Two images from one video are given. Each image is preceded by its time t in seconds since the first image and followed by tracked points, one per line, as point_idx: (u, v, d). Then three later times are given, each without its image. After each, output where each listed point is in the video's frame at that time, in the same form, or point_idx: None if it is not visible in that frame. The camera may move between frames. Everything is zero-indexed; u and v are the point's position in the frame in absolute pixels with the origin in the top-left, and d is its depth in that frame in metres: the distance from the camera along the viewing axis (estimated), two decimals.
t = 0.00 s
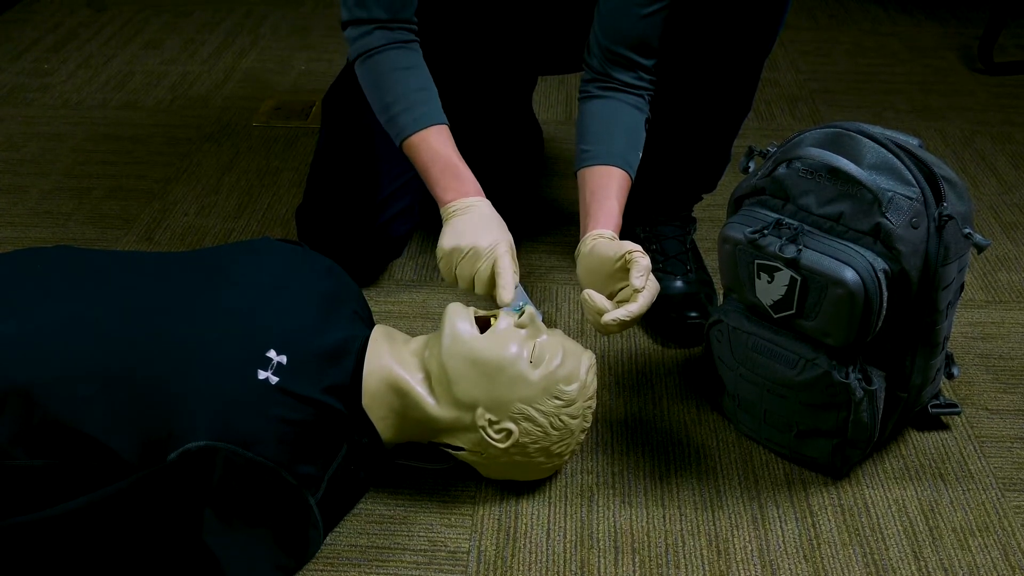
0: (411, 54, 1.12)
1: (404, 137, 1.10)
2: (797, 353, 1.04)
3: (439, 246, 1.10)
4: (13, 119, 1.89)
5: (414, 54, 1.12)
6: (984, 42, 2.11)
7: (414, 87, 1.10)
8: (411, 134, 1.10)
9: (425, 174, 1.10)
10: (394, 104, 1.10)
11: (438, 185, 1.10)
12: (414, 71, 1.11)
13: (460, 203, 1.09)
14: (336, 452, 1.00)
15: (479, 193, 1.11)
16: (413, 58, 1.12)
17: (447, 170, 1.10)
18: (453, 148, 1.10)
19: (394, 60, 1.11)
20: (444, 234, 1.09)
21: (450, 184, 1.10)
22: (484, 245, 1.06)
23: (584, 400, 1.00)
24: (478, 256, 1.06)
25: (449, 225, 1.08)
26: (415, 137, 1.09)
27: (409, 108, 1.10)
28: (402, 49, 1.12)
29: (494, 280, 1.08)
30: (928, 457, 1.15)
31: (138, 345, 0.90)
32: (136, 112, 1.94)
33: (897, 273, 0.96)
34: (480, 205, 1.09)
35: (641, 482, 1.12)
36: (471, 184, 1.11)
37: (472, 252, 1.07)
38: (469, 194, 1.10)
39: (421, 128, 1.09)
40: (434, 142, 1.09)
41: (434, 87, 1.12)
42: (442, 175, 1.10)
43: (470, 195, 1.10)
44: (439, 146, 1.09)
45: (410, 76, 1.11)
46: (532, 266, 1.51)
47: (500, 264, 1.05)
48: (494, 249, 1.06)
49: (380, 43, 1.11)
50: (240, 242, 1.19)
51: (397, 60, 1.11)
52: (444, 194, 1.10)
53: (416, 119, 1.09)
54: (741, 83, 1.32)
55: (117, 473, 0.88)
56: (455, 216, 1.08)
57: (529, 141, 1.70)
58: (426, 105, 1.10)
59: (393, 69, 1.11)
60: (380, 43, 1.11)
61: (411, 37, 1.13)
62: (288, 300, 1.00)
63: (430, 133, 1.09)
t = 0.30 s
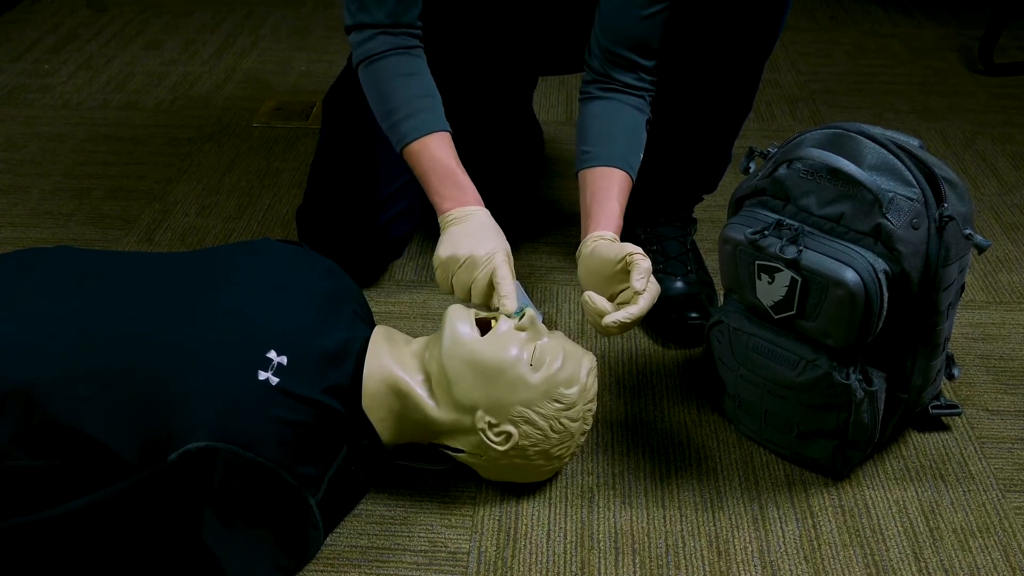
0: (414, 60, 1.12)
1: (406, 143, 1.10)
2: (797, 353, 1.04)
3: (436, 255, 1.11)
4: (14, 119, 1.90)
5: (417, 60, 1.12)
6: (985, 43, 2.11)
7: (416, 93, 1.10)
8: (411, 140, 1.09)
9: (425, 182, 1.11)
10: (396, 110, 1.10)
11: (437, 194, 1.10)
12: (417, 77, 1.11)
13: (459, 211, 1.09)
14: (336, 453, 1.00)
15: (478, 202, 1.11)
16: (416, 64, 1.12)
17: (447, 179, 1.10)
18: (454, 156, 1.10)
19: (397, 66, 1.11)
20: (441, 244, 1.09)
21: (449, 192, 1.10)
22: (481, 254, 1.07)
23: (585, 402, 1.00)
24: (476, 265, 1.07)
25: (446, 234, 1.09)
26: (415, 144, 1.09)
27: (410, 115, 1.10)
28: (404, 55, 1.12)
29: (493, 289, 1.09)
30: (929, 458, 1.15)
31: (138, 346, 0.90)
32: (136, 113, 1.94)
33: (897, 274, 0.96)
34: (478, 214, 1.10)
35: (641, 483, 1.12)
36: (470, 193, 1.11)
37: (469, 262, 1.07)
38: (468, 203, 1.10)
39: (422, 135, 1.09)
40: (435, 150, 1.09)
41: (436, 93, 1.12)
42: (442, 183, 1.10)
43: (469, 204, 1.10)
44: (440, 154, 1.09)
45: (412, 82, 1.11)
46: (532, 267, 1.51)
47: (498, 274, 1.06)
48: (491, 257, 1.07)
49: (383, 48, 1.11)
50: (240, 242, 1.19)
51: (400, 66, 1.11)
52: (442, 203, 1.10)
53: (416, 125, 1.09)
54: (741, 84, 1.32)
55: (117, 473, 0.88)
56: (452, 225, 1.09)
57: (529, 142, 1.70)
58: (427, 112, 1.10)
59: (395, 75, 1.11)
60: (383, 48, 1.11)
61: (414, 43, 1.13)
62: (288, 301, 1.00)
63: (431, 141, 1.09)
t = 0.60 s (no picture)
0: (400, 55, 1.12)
1: (393, 139, 1.09)
2: (798, 354, 1.04)
3: (429, 253, 1.09)
4: (14, 120, 1.90)
5: (405, 56, 1.13)
6: (985, 43, 2.11)
7: (404, 89, 1.10)
8: (399, 136, 1.09)
9: (413, 177, 1.10)
10: (384, 105, 1.10)
11: (426, 190, 1.10)
12: (404, 73, 1.11)
13: (450, 208, 1.09)
14: (336, 454, 1.00)
15: (468, 198, 1.11)
16: (404, 60, 1.12)
17: (436, 174, 1.09)
18: (442, 151, 1.10)
19: (384, 62, 1.11)
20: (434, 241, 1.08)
21: (438, 188, 1.10)
22: (478, 251, 1.07)
23: (585, 407, 1.00)
24: (473, 263, 1.07)
25: (439, 231, 1.08)
26: (403, 139, 1.09)
27: (398, 110, 1.09)
28: (392, 50, 1.12)
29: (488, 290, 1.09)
30: (930, 458, 1.15)
31: (138, 347, 0.90)
32: (137, 113, 1.94)
33: (897, 274, 0.96)
34: (469, 210, 1.09)
35: (642, 484, 1.12)
36: (460, 189, 1.10)
37: (465, 259, 1.07)
38: (458, 199, 1.10)
39: (410, 130, 1.09)
40: (423, 145, 1.09)
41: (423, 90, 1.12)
42: (431, 179, 1.09)
43: (459, 200, 1.10)
44: (428, 149, 1.09)
45: (398, 76, 1.11)
46: (533, 267, 1.51)
47: (498, 275, 1.06)
48: (488, 255, 1.07)
49: (370, 43, 1.11)
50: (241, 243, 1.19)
51: (386, 61, 1.11)
52: (433, 200, 1.10)
53: (405, 121, 1.09)
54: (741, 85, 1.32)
55: (118, 474, 0.88)
56: (445, 222, 1.08)
57: (530, 142, 1.70)
58: (414, 108, 1.10)
59: (382, 70, 1.11)
60: (371, 43, 1.11)
61: (400, 38, 1.13)
62: (288, 302, 1.00)
63: (419, 136, 1.09)
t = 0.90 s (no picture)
0: (400, 56, 1.12)
1: (389, 143, 1.10)
2: (799, 355, 1.04)
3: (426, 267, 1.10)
4: (15, 121, 1.90)
5: (405, 58, 1.12)
6: (985, 44, 2.11)
7: (403, 92, 1.10)
8: (395, 141, 1.09)
9: (409, 185, 1.10)
10: (383, 109, 1.10)
11: (421, 197, 1.10)
12: (405, 74, 1.11)
13: (443, 218, 1.09)
14: (336, 455, 1.00)
15: (463, 208, 1.11)
16: (405, 61, 1.12)
17: (432, 182, 1.09)
18: (440, 159, 1.10)
19: (384, 65, 1.11)
20: (430, 254, 1.09)
21: (433, 197, 1.10)
22: (473, 262, 1.07)
23: (585, 410, 1.00)
24: (468, 274, 1.07)
25: (433, 245, 1.08)
26: (401, 145, 1.09)
27: (397, 114, 1.09)
28: (393, 51, 1.12)
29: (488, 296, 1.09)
30: (931, 459, 1.15)
31: (139, 348, 0.90)
32: (138, 114, 1.95)
33: (899, 275, 0.96)
34: (462, 220, 1.09)
35: (643, 485, 1.12)
36: (455, 200, 1.11)
37: (461, 272, 1.07)
38: (452, 209, 1.10)
39: (407, 137, 1.09)
40: (420, 151, 1.09)
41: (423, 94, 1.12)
42: (426, 186, 1.09)
43: (454, 210, 1.10)
44: (426, 155, 1.09)
45: (399, 79, 1.10)
46: (534, 268, 1.51)
47: (495, 281, 1.06)
48: (483, 264, 1.07)
49: (371, 43, 1.11)
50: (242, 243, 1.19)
51: (387, 63, 1.11)
52: (428, 209, 1.10)
53: (403, 126, 1.09)
54: (741, 85, 1.32)
55: (119, 475, 0.88)
56: (439, 234, 1.08)
57: (530, 143, 1.70)
58: (412, 114, 1.10)
59: (383, 72, 1.11)
60: (371, 43, 1.11)
61: (403, 39, 1.13)
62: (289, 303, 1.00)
63: (417, 142, 1.09)
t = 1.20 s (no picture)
0: (400, 52, 1.11)
1: (391, 139, 1.10)
2: (799, 356, 1.04)
3: (428, 264, 1.10)
4: (15, 122, 1.90)
5: (405, 53, 1.12)
6: (985, 45, 2.11)
7: (403, 88, 1.10)
8: (397, 136, 1.09)
9: (411, 180, 1.10)
10: (383, 104, 1.10)
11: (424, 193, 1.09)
12: (405, 70, 1.11)
13: (446, 214, 1.08)
14: (337, 457, 1.00)
15: (466, 204, 1.11)
16: (405, 57, 1.12)
17: (433, 177, 1.09)
18: (442, 154, 1.10)
19: (383, 60, 1.11)
20: (432, 251, 1.09)
21: (434, 192, 1.09)
22: (476, 260, 1.07)
23: (585, 415, 1.00)
24: (471, 272, 1.07)
25: (436, 241, 1.08)
26: (401, 139, 1.09)
27: (396, 110, 1.09)
28: (393, 47, 1.11)
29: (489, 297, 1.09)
30: (931, 460, 1.15)
31: (138, 350, 0.90)
32: (138, 115, 1.95)
33: (899, 276, 0.96)
34: (465, 216, 1.09)
35: (643, 485, 1.12)
36: (457, 195, 1.10)
37: (463, 270, 1.07)
38: (455, 204, 1.10)
39: (408, 131, 1.09)
40: (422, 147, 1.08)
41: (423, 88, 1.12)
42: (429, 181, 1.09)
43: (457, 205, 1.10)
44: (428, 151, 1.08)
45: (399, 74, 1.10)
46: (534, 268, 1.51)
47: (498, 281, 1.06)
48: (486, 263, 1.07)
49: (371, 39, 1.11)
50: (242, 244, 1.19)
51: (387, 58, 1.11)
52: (430, 203, 1.09)
53: (403, 121, 1.09)
54: (741, 85, 1.32)
55: (119, 476, 0.88)
56: (441, 231, 1.08)
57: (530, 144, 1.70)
58: (413, 108, 1.10)
59: (382, 68, 1.10)
60: (371, 38, 1.11)
61: (403, 35, 1.13)
62: (289, 304, 1.00)
63: (418, 136, 1.09)
